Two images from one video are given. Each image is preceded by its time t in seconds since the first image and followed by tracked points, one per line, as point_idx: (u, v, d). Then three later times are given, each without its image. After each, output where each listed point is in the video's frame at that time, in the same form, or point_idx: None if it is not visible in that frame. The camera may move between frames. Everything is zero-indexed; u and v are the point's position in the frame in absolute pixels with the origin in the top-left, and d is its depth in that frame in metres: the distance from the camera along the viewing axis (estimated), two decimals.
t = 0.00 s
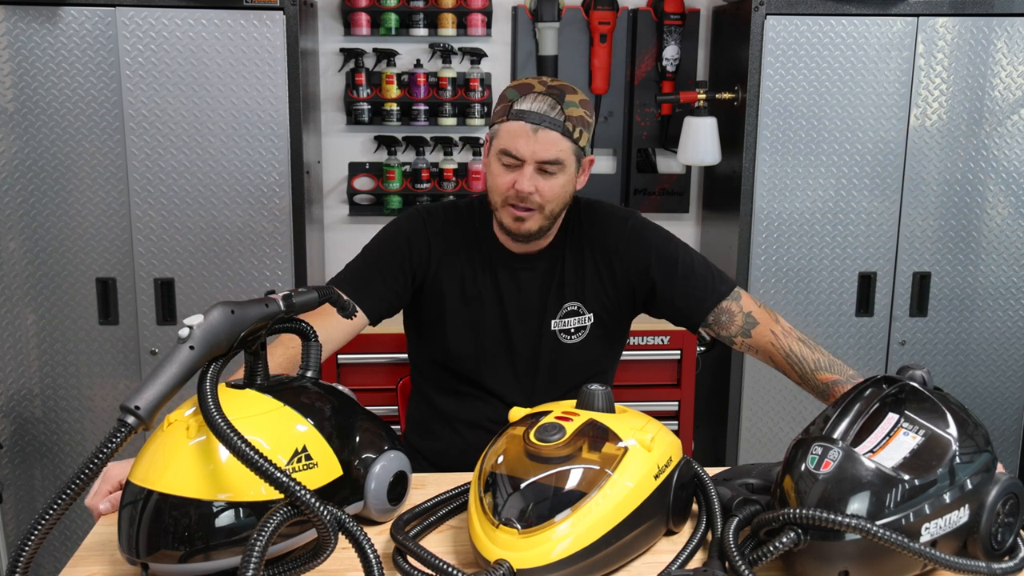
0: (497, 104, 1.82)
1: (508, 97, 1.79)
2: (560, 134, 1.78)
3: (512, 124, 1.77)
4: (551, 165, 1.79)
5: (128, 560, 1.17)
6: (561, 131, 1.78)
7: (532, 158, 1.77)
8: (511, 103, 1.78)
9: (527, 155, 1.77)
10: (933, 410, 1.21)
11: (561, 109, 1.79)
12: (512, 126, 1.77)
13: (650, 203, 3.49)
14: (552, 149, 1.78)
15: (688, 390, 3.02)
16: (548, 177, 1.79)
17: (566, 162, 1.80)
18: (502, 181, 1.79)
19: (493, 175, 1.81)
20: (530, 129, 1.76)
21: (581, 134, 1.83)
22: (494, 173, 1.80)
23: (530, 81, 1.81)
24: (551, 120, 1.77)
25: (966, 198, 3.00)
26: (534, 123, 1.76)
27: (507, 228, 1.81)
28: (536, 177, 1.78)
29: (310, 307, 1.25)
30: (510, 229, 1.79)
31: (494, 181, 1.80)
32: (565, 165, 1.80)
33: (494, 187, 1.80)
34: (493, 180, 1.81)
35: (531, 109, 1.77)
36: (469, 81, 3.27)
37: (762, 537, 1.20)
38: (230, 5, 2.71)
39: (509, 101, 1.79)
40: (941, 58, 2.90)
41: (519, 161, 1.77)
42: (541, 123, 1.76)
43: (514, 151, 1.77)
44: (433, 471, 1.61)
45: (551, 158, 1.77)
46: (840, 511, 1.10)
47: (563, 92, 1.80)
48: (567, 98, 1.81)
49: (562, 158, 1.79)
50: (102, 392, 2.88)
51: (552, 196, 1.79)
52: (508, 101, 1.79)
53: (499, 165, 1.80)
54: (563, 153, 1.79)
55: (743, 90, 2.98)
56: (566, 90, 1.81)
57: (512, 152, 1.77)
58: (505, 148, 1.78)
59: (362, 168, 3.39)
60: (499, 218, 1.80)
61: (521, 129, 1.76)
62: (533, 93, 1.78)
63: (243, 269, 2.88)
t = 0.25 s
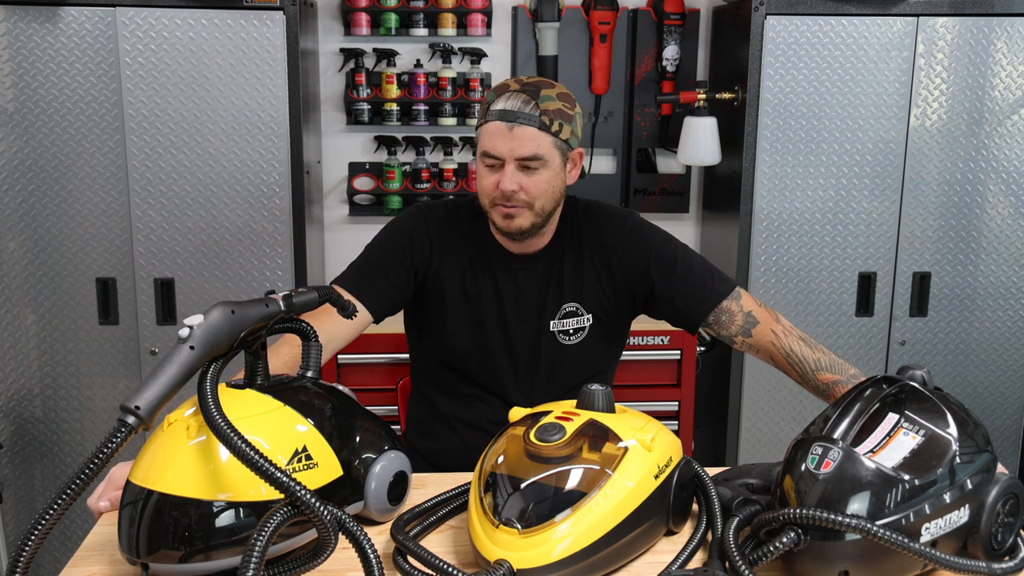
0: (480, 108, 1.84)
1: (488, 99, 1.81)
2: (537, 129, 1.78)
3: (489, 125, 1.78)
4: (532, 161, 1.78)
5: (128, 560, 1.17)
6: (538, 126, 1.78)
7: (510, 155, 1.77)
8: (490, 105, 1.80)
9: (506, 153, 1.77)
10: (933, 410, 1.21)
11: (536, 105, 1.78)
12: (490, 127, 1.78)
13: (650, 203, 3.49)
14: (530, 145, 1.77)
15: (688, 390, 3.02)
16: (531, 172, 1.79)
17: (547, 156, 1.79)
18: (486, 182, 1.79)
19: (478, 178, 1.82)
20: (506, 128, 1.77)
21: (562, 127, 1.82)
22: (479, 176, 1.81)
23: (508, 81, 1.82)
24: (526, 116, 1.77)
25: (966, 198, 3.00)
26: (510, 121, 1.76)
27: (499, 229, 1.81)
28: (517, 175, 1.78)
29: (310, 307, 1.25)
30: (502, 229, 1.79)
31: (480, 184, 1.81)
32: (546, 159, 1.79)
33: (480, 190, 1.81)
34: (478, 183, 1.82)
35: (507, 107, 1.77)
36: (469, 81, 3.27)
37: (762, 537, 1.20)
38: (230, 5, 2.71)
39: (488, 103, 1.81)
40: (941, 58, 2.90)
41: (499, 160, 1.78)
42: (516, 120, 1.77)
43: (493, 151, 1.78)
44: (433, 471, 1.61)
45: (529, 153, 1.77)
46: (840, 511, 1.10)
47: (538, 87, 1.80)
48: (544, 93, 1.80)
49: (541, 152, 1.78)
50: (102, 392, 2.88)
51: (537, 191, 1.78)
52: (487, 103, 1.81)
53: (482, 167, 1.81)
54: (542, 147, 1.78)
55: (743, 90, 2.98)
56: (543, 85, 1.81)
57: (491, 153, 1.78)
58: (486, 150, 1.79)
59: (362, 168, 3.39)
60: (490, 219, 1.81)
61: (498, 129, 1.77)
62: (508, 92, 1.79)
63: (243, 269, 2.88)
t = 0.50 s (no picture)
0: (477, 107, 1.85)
1: (484, 98, 1.82)
2: (531, 128, 1.77)
3: (483, 124, 1.78)
4: (526, 161, 1.78)
5: (128, 560, 1.17)
6: (532, 125, 1.77)
7: (503, 155, 1.77)
8: (485, 104, 1.80)
9: (500, 153, 1.77)
10: (932, 410, 1.21)
11: (529, 104, 1.78)
12: (484, 126, 1.78)
13: (649, 203, 3.48)
14: (523, 145, 1.77)
15: (688, 390, 3.02)
16: (524, 172, 1.79)
17: (541, 156, 1.79)
18: (480, 182, 1.80)
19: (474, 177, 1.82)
20: (499, 127, 1.77)
21: (556, 126, 1.81)
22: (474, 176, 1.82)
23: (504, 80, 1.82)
24: (520, 115, 1.77)
25: (966, 198, 3.00)
26: (503, 120, 1.76)
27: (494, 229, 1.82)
28: (511, 174, 1.78)
29: (310, 307, 1.25)
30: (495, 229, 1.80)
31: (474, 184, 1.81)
32: (539, 159, 1.79)
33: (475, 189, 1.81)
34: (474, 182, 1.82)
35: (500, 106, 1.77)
36: (469, 81, 3.27)
37: (762, 537, 1.20)
38: (230, 4, 2.71)
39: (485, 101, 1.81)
40: (941, 58, 2.90)
41: (493, 160, 1.78)
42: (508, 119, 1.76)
43: (486, 151, 1.78)
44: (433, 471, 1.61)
45: (522, 153, 1.77)
46: (840, 511, 1.10)
47: (533, 86, 1.80)
48: (539, 92, 1.80)
49: (535, 152, 1.78)
50: (102, 392, 2.88)
51: (531, 191, 1.78)
52: (484, 102, 1.82)
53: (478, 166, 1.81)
54: (536, 147, 1.78)
55: (743, 90, 2.98)
56: (538, 85, 1.81)
57: (485, 153, 1.79)
58: (480, 149, 1.79)
59: (362, 168, 3.39)
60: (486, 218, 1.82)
61: (492, 128, 1.77)
62: (503, 91, 1.79)
63: (243, 269, 2.88)
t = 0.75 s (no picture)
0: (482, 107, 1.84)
1: (490, 98, 1.81)
2: (538, 130, 1.78)
3: (490, 124, 1.78)
4: (532, 162, 1.79)
5: (128, 560, 1.17)
6: (539, 126, 1.78)
7: (511, 155, 1.77)
8: (492, 104, 1.80)
9: (506, 153, 1.77)
10: (933, 410, 1.21)
11: (537, 105, 1.78)
12: (491, 126, 1.78)
13: (649, 203, 3.48)
14: (530, 146, 1.77)
15: (688, 390, 3.02)
16: (530, 173, 1.79)
17: (547, 157, 1.79)
18: (486, 181, 1.80)
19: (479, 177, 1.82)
20: (506, 128, 1.76)
21: (563, 128, 1.82)
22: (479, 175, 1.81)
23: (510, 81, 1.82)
24: (528, 116, 1.77)
25: (966, 198, 3.00)
26: (511, 120, 1.76)
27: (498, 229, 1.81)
28: (517, 175, 1.78)
29: (310, 307, 1.25)
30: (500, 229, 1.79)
31: (479, 183, 1.81)
32: (546, 160, 1.80)
33: (480, 189, 1.80)
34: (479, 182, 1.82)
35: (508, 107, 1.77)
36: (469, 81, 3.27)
37: (762, 537, 1.20)
38: (230, 4, 2.71)
39: (490, 101, 1.81)
40: (941, 58, 2.90)
41: (500, 160, 1.78)
42: (517, 120, 1.77)
43: (493, 151, 1.78)
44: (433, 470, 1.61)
45: (529, 154, 1.77)
46: (840, 511, 1.10)
47: (541, 87, 1.81)
48: (546, 93, 1.81)
49: (541, 153, 1.78)
50: (102, 392, 2.88)
51: (537, 193, 1.79)
52: (490, 102, 1.81)
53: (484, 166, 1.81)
54: (542, 148, 1.78)
55: (743, 90, 2.98)
56: (545, 86, 1.81)
57: (492, 152, 1.78)
58: (487, 149, 1.79)
59: (362, 168, 3.39)
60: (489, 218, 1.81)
61: (499, 128, 1.77)
62: (510, 92, 1.79)
63: (243, 269, 2.88)
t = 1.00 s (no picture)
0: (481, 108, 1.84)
1: (491, 99, 1.81)
2: (541, 129, 1.78)
3: (493, 124, 1.77)
4: (536, 161, 1.79)
5: (128, 560, 1.17)
6: (543, 125, 1.78)
7: (515, 154, 1.77)
8: (493, 104, 1.79)
9: (511, 153, 1.77)
10: (933, 410, 1.21)
11: (539, 105, 1.78)
12: (494, 126, 1.77)
13: (649, 203, 3.48)
14: (534, 144, 1.77)
15: (688, 390, 3.02)
16: (535, 172, 1.79)
17: (551, 156, 1.80)
18: (491, 182, 1.79)
19: (482, 178, 1.81)
20: (510, 127, 1.76)
21: (565, 128, 1.82)
22: (483, 177, 1.81)
23: (511, 82, 1.82)
24: (531, 115, 1.77)
25: (966, 198, 3.00)
26: (515, 120, 1.76)
27: (502, 229, 1.81)
28: (522, 174, 1.78)
29: (310, 307, 1.25)
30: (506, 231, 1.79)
31: (483, 185, 1.80)
32: (549, 159, 1.80)
33: (484, 189, 1.80)
34: (482, 183, 1.81)
35: (511, 106, 1.77)
36: (469, 81, 3.27)
37: (762, 537, 1.20)
38: (230, 4, 2.71)
39: (491, 102, 1.80)
40: (941, 58, 2.90)
41: (504, 159, 1.78)
42: (521, 119, 1.77)
43: (497, 150, 1.78)
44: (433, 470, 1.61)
45: (533, 152, 1.77)
46: (840, 511, 1.10)
47: (541, 87, 1.80)
48: (548, 93, 1.81)
49: (545, 152, 1.79)
50: (102, 392, 2.88)
51: (541, 192, 1.79)
52: (490, 103, 1.81)
53: (487, 167, 1.80)
54: (547, 146, 1.79)
55: (743, 90, 2.98)
56: (546, 86, 1.81)
57: (496, 152, 1.78)
58: (490, 149, 1.78)
59: (362, 168, 3.39)
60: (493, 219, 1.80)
61: (503, 128, 1.77)
62: (512, 92, 1.79)
63: (243, 269, 2.88)
